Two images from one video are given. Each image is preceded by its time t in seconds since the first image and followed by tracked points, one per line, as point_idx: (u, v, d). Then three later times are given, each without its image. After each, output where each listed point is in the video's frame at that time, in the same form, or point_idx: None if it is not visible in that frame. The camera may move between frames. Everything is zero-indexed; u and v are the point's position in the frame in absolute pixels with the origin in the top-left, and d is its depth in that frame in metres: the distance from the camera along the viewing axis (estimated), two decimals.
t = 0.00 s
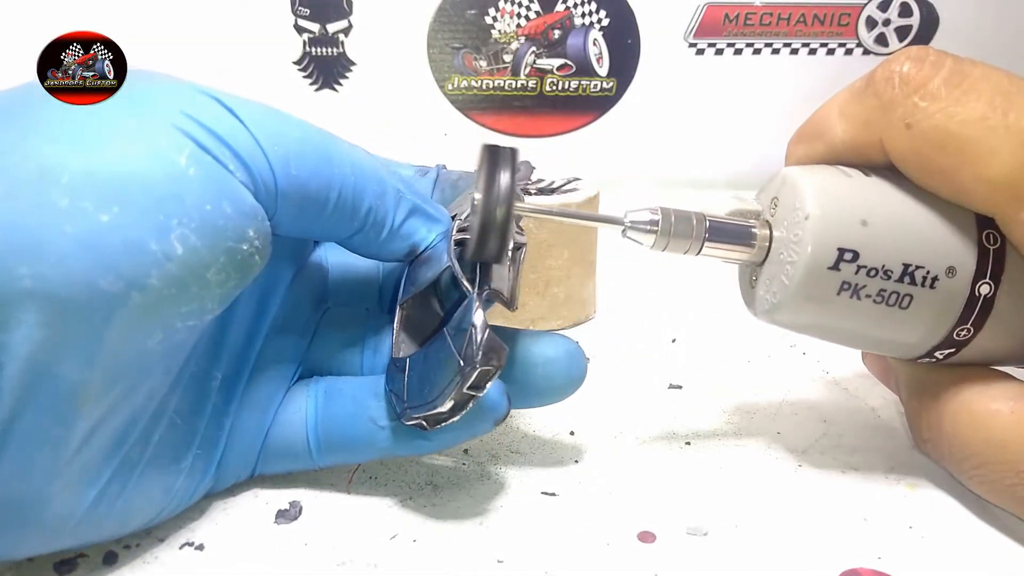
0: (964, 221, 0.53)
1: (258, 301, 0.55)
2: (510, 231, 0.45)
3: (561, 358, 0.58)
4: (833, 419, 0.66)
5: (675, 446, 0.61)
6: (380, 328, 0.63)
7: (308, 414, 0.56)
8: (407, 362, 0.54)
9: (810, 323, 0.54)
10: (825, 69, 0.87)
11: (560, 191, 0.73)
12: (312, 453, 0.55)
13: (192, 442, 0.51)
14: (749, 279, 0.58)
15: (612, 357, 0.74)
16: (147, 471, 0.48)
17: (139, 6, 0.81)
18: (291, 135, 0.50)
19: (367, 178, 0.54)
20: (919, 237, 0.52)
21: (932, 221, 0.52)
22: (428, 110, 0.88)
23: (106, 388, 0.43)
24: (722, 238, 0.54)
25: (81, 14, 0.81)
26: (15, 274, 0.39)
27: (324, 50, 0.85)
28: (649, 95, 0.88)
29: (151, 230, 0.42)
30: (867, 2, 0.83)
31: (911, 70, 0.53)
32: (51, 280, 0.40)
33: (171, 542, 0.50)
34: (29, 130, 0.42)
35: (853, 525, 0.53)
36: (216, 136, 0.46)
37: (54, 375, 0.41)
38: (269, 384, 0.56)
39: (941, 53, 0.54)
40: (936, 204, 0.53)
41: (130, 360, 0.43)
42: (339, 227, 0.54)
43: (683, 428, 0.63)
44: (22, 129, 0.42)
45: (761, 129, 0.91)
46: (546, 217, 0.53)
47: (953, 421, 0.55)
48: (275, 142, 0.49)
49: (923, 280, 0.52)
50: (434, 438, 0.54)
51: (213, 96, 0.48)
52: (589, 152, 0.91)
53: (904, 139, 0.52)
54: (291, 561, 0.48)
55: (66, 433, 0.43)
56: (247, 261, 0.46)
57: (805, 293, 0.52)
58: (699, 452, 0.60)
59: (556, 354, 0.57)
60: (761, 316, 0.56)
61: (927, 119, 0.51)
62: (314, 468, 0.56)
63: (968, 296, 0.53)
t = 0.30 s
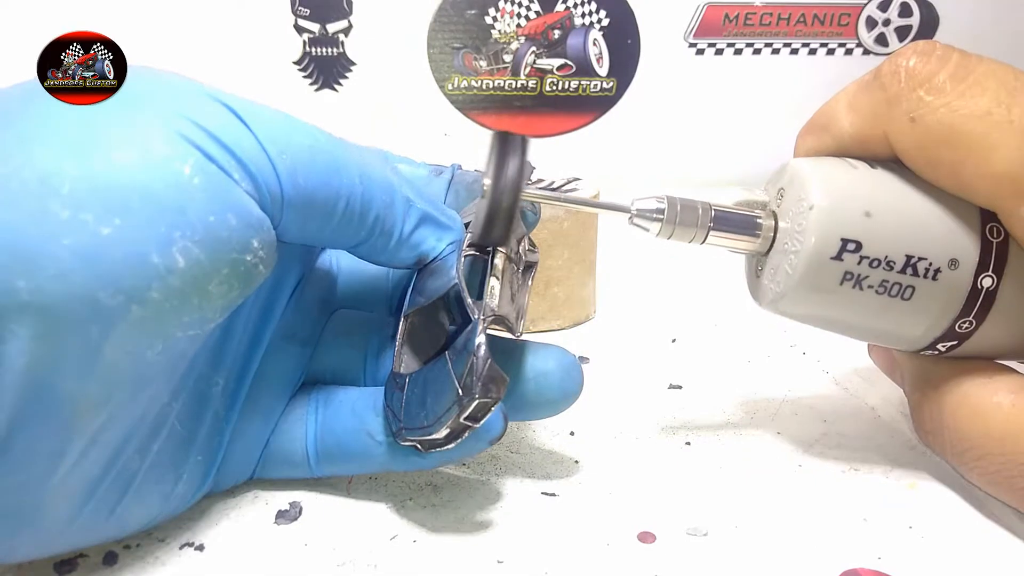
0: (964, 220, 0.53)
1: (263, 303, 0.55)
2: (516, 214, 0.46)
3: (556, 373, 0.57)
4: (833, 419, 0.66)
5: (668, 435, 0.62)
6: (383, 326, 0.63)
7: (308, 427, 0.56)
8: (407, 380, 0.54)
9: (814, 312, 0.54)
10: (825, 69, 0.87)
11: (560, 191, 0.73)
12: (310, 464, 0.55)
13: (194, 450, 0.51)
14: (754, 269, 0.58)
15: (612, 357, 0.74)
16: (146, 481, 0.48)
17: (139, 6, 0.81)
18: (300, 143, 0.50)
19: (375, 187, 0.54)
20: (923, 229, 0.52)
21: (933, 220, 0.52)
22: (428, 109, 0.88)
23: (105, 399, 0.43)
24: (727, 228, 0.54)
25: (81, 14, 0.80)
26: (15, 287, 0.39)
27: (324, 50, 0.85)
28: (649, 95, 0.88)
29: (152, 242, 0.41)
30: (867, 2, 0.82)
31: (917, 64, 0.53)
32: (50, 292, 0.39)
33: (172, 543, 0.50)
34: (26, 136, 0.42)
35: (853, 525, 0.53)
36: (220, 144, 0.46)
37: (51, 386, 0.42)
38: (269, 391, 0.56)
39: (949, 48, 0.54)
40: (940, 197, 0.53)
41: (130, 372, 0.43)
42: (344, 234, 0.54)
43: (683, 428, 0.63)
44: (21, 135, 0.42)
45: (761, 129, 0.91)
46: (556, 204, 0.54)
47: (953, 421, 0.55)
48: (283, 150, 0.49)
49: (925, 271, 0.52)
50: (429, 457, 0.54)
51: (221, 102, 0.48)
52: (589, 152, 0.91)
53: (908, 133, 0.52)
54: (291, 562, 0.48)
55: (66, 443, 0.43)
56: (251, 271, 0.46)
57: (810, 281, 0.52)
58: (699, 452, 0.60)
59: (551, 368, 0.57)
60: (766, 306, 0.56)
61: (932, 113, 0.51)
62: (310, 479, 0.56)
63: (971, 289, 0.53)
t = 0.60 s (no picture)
0: (965, 218, 0.53)
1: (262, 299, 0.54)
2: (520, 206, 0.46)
3: (549, 369, 0.58)
4: (833, 419, 0.66)
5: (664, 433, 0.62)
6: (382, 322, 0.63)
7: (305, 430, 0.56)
8: (401, 377, 0.54)
9: (816, 305, 0.54)
10: (825, 69, 0.87)
11: (560, 192, 0.73)
12: (307, 461, 0.55)
13: (193, 451, 0.51)
14: (756, 262, 0.58)
15: (612, 356, 0.74)
16: (145, 478, 0.48)
17: (139, 6, 0.81)
18: (299, 143, 0.50)
19: (373, 185, 0.54)
20: (926, 224, 0.52)
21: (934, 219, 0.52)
22: (428, 109, 0.88)
23: (103, 399, 0.43)
24: (732, 222, 0.55)
25: (81, 14, 0.80)
26: (10, 290, 0.39)
27: (324, 50, 0.85)
28: (649, 95, 0.88)
29: (150, 242, 0.41)
30: (867, 2, 0.82)
31: (923, 58, 0.53)
32: (47, 295, 0.39)
33: (171, 543, 0.50)
34: (23, 138, 0.42)
35: (853, 525, 0.53)
36: (216, 141, 0.46)
37: (49, 388, 0.42)
38: (268, 388, 0.56)
39: (955, 41, 0.54)
40: (943, 192, 0.53)
41: (128, 373, 0.43)
42: (341, 232, 0.54)
43: (683, 428, 0.63)
44: (16, 138, 0.42)
45: (761, 129, 0.91)
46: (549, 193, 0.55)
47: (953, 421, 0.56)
48: (281, 148, 0.49)
49: (928, 267, 0.52)
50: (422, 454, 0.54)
51: (220, 101, 0.48)
52: (589, 152, 0.91)
53: (913, 127, 0.52)
54: (291, 562, 0.48)
55: (64, 444, 0.43)
56: (249, 269, 0.46)
57: (812, 275, 0.52)
58: (698, 452, 0.60)
59: (544, 364, 0.58)
60: (768, 300, 0.56)
61: (937, 107, 0.51)
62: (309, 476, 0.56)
63: (973, 285, 0.53)
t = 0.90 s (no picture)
0: (967, 216, 0.53)
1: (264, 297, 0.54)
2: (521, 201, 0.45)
3: (546, 364, 0.57)
4: (833, 419, 0.66)
5: (667, 436, 0.62)
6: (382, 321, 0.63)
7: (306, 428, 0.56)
8: (399, 378, 0.54)
9: (817, 301, 0.54)
10: (825, 69, 0.87)
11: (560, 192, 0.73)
12: (309, 460, 0.56)
13: (192, 453, 0.51)
14: (757, 257, 0.58)
15: (612, 356, 0.74)
16: (144, 479, 0.48)
17: (139, 6, 0.81)
18: (295, 144, 0.50)
19: (369, 186, 0.54)
20: (929, 220, 0.52)
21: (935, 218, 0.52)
22: (428, 109, 0.88)
23: (101, 398, 0.43)
24: (733, 217, 0.54)
25: (81, 14, 0.80)
26: (6, 292, 0.39)
27: (324, 50, 0.85)
28: (649, 95, 0.88)
29: (145, 244, 0.42)
30: (867, 2, 0.82)
31: (927, 53, 0.53)
32: (44, 297, 0.40)
33: (171, 544, 0.50)
34: (23, 139, 0.42)
35: (853, 525, 0.53)
36: (213, 140, 0.46)
37: (45, 389, 0.42)
38: (268, 387, 0.56)
39: (960, 38, 0.54)
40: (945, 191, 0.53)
41: (125, 374, 0.44)
42: (338, 234, 0.54)
43: (683, 428, 0.63)
44: (14, 139, 0.42)
45: (762, 129, 0.91)
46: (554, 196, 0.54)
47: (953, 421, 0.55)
48: (277, 148, 0.49)
49: (930, 263, 0.52)
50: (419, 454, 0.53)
51: (218, 100, 0.48)
52: (589, 152, 0.91)
53: (915, 122, 0.52)
54: (291, 562, 0.48)
55: (63, 445, 0.43)
56: (246, 269, 0.46)
57: (813, 270, 0.52)
58: (699, 452, 0.60)
59: (541, 360, 0.57)
60: (769, 295, 0.56)
61: (940, 103, 0.51)
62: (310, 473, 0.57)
63: (975, 281, 0.53)
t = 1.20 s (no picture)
0: (961, 227, 0.53)
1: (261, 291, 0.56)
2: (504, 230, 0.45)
3: (570, 342, 0.59)
4: (833, 419, 0.66)
5: (674, 448, 0.60)
6: (383, 314, 0.63)
7: (319, 403, 0.56)
8: (412, 349, 0.55)
9: (808, 323, 0.54)
10: (825, 69, 0.87)
11: (560, 191, 0.73)
12: (322, 443, 0.55)
13: (194, 439, 0.51)
14: (745, 278, 0.58)
15: (612, 356, 0.74)
16: (146, 464, 0.48)
17: (140, 7, 0.81)
18: (283, 137, 0.50)
19: (355, 179, 0.55)
20: (921, 236, 0.52)
21: (933, 221, 0.52)
22: (428, 109, 0.88)
23: (103, 381, 0.43)
24: (720, 239, 0.54)
25: (81, 14, 0.80)
26: (10, 271, 0.39)
27: (324, 50, 0.85)
28: (649, 95, 0.88)
29: (143, 225, 0.42)
30: (867, 2, 0.82)
31: (913, 68, 0.53)
32: (46, 276, 0.40)
33: (172, 542, 0.50)
34: (22, 130, 0.42)
35: (853, 525, 0.53)
36: (207, 131, 0.46)
37: (49, 371, 0.41)
38: (269, 376, 0.56)
39: (944, 51, 0.54)
40: (936, 207, 0.53)
41: (127, 356, 0.43)
42: (328, 228, 0.54)
43: (683, 429, 0.63)
44: (14, 130, 0.42)
45: (761, 129, 0.91)
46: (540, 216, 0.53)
47: (954, 420, 0.56)
48: (266, 140, 0.49)
49: (923, 281, 0.52)
50: (446, 421, 0.54)
51: (206, 93, 0.48)
52: (589, 152, 0.91)
53: (905, 137, 0.52)
54: (291, 561, 0.48)
55: (64, 429, 0.43)
56: (241, 253, 0.47)
57: (804, 292, 0.51)
58: (699, 452, 0.60)
59: (565, 338, 0.58)
60: (757, 317, 0.55)
61: (930, 117, 0.51)
62: (323, 458, 0.56)
63: (969, 298, 0.53)
